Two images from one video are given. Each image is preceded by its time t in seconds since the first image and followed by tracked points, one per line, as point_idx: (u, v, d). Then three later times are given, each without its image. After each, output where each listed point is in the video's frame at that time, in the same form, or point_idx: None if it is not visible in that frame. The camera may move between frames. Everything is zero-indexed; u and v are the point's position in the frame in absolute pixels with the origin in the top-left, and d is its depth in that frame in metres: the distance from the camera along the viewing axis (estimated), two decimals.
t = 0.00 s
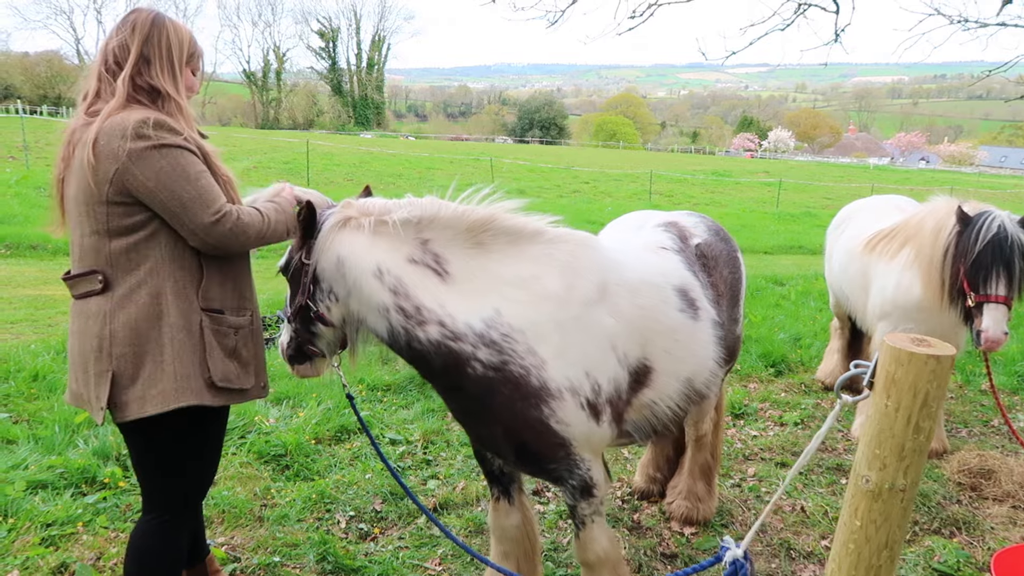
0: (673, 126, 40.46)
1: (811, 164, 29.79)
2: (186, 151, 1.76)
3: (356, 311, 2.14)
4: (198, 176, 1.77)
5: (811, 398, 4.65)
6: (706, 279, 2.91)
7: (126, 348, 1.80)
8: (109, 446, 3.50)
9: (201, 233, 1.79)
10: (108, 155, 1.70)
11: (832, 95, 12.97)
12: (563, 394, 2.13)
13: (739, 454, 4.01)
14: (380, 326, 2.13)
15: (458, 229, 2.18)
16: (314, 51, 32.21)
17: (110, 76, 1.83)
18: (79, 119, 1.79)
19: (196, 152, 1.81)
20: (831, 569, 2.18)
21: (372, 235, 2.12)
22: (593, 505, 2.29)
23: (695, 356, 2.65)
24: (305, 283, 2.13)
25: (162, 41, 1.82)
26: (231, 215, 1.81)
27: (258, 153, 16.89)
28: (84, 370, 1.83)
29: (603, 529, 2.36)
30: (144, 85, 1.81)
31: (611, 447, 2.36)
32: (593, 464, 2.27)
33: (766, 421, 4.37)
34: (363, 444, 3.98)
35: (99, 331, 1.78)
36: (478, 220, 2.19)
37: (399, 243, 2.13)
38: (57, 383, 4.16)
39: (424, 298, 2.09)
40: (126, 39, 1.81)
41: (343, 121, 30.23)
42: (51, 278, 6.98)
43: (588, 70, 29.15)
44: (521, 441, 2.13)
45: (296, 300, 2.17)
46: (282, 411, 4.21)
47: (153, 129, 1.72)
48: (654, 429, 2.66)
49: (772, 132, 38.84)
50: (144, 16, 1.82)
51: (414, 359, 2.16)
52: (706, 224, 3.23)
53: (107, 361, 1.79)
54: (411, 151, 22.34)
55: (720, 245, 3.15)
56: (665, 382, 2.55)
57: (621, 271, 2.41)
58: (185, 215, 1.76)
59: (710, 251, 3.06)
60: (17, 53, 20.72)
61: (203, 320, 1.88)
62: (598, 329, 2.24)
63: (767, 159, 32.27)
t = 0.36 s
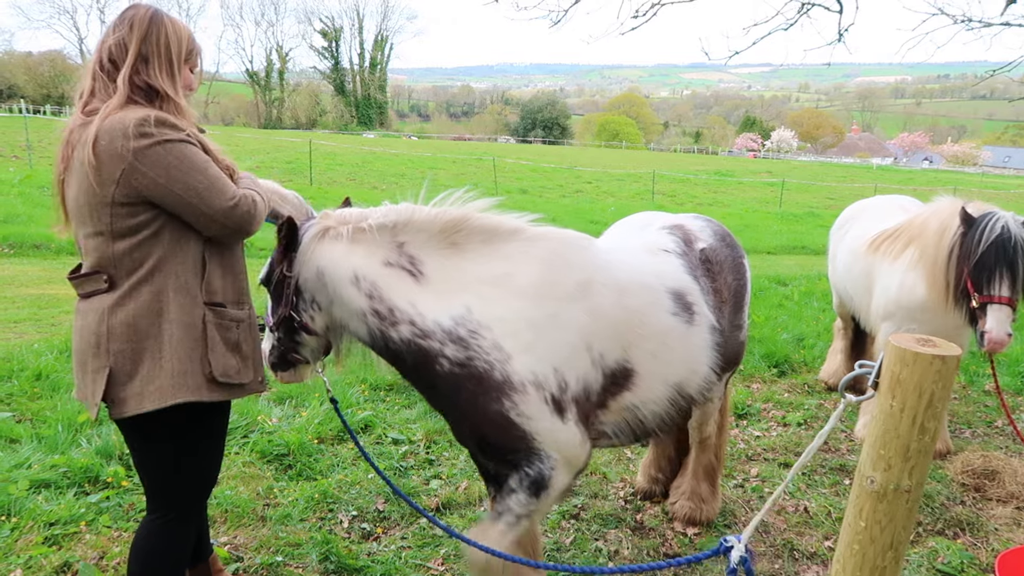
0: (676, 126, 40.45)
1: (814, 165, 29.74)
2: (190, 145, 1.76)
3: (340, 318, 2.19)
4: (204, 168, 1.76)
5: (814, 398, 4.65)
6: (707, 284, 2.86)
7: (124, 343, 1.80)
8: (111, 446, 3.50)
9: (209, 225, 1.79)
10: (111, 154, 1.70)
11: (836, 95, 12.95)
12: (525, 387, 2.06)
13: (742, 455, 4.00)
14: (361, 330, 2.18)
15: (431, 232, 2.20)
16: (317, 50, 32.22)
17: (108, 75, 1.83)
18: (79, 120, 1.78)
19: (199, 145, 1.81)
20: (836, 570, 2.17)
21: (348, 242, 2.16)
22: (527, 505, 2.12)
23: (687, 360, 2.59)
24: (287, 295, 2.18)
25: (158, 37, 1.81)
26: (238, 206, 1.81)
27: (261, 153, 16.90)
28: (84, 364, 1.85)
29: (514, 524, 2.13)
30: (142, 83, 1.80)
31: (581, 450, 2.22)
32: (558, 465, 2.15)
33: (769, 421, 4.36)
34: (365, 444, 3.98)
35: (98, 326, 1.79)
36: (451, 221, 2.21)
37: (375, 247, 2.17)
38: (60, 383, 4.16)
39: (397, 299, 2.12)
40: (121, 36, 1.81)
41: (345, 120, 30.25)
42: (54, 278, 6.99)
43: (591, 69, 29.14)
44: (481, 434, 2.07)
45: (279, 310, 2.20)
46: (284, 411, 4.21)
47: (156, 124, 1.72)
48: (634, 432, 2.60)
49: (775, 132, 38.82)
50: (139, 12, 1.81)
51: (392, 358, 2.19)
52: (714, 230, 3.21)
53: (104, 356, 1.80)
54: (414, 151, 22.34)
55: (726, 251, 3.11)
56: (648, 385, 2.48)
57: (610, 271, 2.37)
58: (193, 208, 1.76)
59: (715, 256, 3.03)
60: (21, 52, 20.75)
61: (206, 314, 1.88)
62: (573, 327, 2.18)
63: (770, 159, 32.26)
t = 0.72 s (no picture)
0: (679, 125, 40.37)
1: (818, 163, 29.68)
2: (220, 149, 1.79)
3: (309, 315, 2.19)
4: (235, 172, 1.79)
5: (818, 397, 4.65)
6: (701, 284, 2.80)
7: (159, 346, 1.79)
8: (115, 443, 3.50)
9: (238, 233, 1.82)
10: (144, 158, 1.67)
11: (839, 94, 12.92)
12: (476, 369, 2.05)
13: (745, 453, 4.00)
14: (331, 325, 2.19)
15: (395, 223, 2.23)
16: (320, 49, 32.22)
17: (120, 76, 1.79)
18: (95, 121, 1.72)
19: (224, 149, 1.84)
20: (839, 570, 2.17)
21: (315, 239, 2.18)
22: (482, 492, 2.17)
23: (665, 356, 2.52)
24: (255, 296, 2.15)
25: (172, 37, 1.81)
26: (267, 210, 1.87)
27: (264, 152, 16.91)
28: (107, 370, 1.81)
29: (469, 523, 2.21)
30: (157, 85, 1.80)
31: (528, 434, 2.21)
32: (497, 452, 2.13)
33: (772, 420, 4.36)
34: (368, 442, 3.98)
35: (130, 330, 1.77)
36: (416, 213, 2.26)
37: (342, 241, 2.19)
38: (63, 380, 4.17)
39: (364, 290, 2.14)
40: (130, 35, 1.78)
41: (348, 119, 30.29)
42: (58, 276, 7.00)
43: (594, 68, 29.11)
44: (435, 416, 2.09)
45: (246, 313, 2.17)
46: (287, 409, 4.22)
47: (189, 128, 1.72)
48: (608, 428, 2.53)
49: (778, 131, 38.75)
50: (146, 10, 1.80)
51: (360, 348, 2.20)
52: (717, 233, 3.14)
53: (137, 360, 1.79)
54: (417, 150, 22.35)
55: (727, 254, 3.05)
56: (620, 379, 2.41)
57: (585, 262, 2.36)
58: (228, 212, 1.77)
59: (715, 257, 2.98)
60: (25, 51, 20.79)
61: (238, 316, 1.93)
62: (533, 313, 2.17)
63: (773, 158, 32.21)
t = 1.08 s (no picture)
0: (685, 123, 40.27)
1: (825, 162, 29.55)
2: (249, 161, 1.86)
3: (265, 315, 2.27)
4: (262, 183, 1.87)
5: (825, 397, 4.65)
6: (673, 293, 2.70)
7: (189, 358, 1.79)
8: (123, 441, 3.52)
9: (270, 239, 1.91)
10: (197, 169, 1.68)
11: (848, 93, 12.85)
12: (405, 360, 2.13)
13: (752, 453, 3.99)
14: (283, 321, 2.25)
15: (342, 220, 2.32)
16: (327, 47, 32.24)
17: (145, 83, 1.72)
18: (130, 129, 1.64)
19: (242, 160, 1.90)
20: (847, 571, 2.16)
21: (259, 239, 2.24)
22: (441, 483, 2.30)
23: (619, 360, 2.46)
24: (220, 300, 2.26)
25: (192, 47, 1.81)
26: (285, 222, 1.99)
27: (272, 150, 16.94)
28: (131, 385, 1.75)
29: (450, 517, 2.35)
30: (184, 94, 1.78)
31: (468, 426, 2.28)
32: (443, 443, 2.25)
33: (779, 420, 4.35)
34: (375, 440, 3.98)
35: (163, 343, 1.75)
36: (362, 210, 2.33)
37: (294, 241, 2.27)
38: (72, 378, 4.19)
39: (312, 287, 2.21)
40: (155, 43, 1.73)
41: (355, 117, 30.36)
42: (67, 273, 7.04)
43: (602, 65, 29.06)
44: (375, 405, 2.20)
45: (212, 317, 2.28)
46: (294, 407, 4.23)
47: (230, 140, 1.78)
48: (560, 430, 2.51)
49: (785, 130, 38.60)
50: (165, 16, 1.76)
51: (319, 343, 2.30)
52: (710, 245, 2.97)
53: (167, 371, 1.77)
54: (423, 147, 22.36)
55: (714, 267, 2.91)
56: (566, 379, 2.38)
57: (537, 259, 2.36)
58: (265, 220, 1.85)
59: (699, 269, 2.84)
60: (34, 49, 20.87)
61: (250, 322, 2.01)
62: (468, 307, 2.20)
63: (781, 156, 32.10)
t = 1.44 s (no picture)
0: (695, 123, 40.14)
1: (836, 162, 29.39)
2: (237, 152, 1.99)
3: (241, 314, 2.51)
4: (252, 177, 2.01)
5: (836, 399, 4.65)
6: (630, 295, 2.62)
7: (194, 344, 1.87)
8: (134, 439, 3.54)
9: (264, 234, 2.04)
10: (208, 158, 1.79)
11: (860, 93, 12.78)
12: (349, 355, 2.33)
13: (763, 454, 3.97)
14: (257, 322, 2.47)
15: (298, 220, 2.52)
16: (337, 47, 32.31)
17: (148, 70, 1.76)
18: (143, 115, 1.70)
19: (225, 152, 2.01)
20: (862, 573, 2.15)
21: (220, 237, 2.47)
22: (410, 473, 2.45)
23: (563, 359, 2.50)
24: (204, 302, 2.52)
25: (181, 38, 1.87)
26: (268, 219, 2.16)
27: (283, 149, 16.98)
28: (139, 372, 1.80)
29: (427, 507, 2.50)
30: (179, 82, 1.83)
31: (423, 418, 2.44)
32: (399, 434, 2.42)
33: (790, 421, 4.34)
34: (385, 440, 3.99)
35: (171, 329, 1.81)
36: (315, 212, 2.52)
37: (259, 246, 2.51)
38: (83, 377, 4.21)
39: (271, 287, 2.43)
40: (155, 31, 1.78)
41: (365, 117, 30.41)
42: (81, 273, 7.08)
43: (611, 65, 29.03)
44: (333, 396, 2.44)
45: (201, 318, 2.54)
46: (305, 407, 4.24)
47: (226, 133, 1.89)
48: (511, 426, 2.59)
49: (796, 130, 38.43)
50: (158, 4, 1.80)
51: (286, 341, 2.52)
52: (690, 249, 2.80)
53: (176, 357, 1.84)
54: (433, 147, 22.38)
55: (689, 270, 2.74)
56: (508, 377, 2.45)
57: (478, 256, 2.45)
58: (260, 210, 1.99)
59: (668, 272, 2.70)
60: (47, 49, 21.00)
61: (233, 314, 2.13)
62: (407, 302, 2.34)
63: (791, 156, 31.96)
